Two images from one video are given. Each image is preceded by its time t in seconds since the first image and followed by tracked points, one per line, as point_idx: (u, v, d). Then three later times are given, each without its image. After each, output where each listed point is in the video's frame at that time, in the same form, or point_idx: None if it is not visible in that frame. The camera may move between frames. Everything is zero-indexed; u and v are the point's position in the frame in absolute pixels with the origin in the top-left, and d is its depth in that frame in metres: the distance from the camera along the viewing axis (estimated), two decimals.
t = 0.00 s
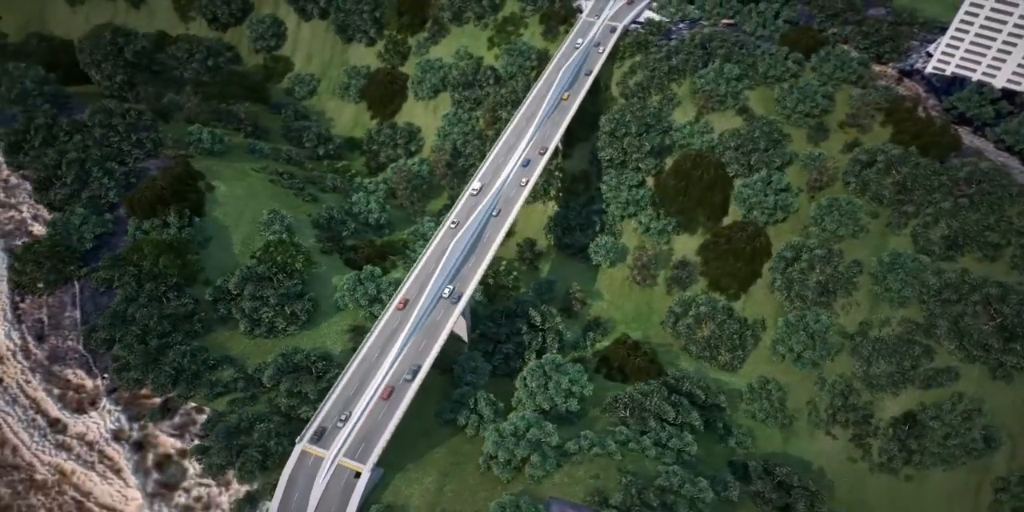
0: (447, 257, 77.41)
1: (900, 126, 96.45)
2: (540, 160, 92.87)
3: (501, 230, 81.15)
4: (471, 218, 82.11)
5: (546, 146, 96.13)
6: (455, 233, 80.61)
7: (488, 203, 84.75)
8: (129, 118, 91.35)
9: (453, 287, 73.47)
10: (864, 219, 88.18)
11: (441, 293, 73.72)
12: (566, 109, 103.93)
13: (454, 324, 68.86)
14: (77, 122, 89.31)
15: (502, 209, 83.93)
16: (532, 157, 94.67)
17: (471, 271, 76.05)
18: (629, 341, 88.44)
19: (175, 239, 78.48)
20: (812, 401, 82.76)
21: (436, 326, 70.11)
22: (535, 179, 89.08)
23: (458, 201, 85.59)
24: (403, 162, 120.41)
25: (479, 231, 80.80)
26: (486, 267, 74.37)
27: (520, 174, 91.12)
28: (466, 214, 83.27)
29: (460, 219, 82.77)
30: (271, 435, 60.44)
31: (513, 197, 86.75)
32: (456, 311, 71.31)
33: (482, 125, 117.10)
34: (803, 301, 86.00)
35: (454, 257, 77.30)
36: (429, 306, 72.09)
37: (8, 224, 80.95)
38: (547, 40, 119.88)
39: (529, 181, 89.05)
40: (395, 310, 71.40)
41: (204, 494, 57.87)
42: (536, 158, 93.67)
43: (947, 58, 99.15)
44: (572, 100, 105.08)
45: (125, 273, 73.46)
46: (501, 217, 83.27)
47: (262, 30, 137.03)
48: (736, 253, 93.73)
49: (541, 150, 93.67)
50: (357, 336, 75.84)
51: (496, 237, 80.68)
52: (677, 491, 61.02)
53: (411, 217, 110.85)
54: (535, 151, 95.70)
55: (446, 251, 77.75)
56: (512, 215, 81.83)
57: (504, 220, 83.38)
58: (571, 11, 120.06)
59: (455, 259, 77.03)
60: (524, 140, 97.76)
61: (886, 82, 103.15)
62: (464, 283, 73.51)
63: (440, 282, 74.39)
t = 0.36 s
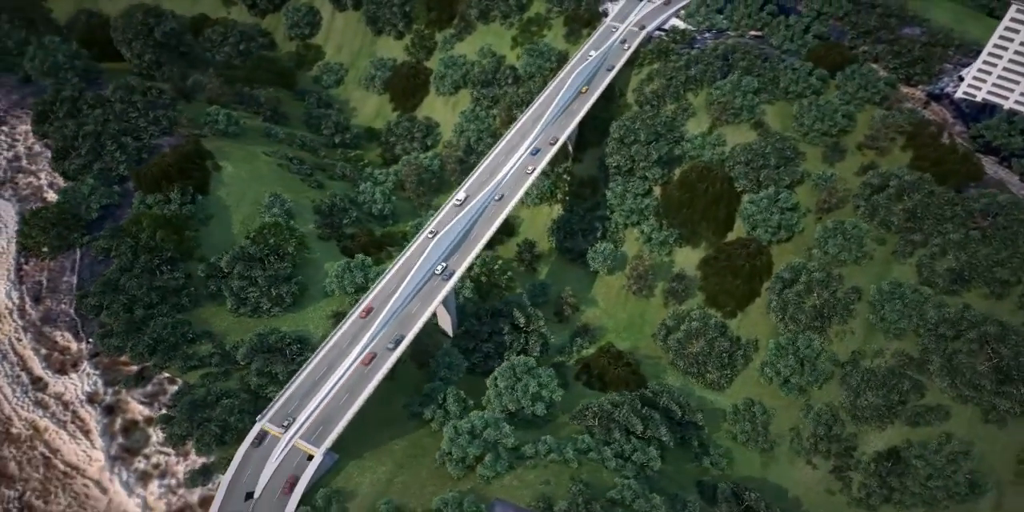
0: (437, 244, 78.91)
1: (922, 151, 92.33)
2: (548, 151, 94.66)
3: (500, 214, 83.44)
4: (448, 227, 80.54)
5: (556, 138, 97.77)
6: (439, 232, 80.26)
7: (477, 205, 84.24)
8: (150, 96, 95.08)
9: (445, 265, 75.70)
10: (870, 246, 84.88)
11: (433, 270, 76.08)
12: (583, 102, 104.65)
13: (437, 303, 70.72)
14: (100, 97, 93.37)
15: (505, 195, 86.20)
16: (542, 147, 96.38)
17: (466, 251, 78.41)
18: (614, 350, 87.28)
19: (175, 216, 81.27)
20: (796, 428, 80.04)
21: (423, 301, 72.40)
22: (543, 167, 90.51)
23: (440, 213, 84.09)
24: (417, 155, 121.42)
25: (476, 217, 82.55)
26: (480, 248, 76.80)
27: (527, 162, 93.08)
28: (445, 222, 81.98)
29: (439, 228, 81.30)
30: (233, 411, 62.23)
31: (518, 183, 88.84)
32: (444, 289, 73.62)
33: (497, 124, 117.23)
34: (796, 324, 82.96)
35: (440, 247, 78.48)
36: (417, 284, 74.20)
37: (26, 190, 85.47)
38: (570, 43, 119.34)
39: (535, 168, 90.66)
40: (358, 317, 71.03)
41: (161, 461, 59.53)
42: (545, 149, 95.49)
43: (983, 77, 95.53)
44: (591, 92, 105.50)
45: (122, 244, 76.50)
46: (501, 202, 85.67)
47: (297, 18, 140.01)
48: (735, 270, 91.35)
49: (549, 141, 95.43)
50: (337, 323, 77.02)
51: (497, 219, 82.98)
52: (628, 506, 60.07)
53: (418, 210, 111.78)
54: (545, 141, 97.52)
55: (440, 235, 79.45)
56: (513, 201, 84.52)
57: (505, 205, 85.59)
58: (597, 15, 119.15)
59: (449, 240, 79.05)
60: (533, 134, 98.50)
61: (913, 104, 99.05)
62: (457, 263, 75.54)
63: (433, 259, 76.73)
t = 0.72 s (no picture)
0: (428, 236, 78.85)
1: (936, 172, 89.02)
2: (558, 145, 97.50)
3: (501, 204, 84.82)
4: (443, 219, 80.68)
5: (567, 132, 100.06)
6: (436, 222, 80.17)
7: (473, 200, 83.50)
8: (168, 81, 98.05)
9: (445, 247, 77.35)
10: (871, 267, 82.40)
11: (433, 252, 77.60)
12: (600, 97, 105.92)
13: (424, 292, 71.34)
14: (121, 79, 96.71)
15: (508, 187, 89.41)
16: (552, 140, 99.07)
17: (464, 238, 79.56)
18: (601, 357, 86.49)
19: (177, 197, 83.52)
20: (780, 448, 78.27)
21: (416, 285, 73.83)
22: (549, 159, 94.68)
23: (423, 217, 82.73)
24: (429, 151, 122.17)
25: (472, 211, 82.20)
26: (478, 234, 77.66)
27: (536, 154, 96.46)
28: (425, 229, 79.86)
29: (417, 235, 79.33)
30: (207, 390, 63.84)
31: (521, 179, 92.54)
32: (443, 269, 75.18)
33: (509, 123, 117.24)
34: (788, 344, 81.24)
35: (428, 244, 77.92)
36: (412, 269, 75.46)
37: (42, 163, 88.83)
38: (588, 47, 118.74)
39: (542, 160, 94.39)
40: (325, 322, 70.08)
41: (134, 433, 61.41)
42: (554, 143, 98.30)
43: (1006, 101, 92.52)
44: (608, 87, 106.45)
45: (123, 222, 79.09)
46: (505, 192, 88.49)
47: (324, 9, 141.22)
48: (731, 284, 89.59)
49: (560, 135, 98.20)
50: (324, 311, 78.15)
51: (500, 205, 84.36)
52: None
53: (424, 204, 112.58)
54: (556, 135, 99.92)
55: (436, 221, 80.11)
56: (516, 191, 88.50)
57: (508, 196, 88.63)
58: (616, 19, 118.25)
59: (447, 227, 80.16)
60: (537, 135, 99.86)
61: (932, 124, 95.76)
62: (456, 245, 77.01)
63: (432, 242, 77.96)
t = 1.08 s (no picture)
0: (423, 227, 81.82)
1: (949, 197, 85.57)
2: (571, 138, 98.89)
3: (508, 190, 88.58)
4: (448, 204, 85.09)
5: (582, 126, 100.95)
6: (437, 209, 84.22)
7: (468, 197, 86.36)
8: (189, 64, 101.17)
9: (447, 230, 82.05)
10: (870, 292, 79.60)
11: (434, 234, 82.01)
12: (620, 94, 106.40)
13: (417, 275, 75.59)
14: (145, 59, 100.17)
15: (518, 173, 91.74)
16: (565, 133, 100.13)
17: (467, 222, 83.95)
18: (585, 363, 85.46)
19: (184, 178, 86.33)
20: (758, 471, 76.17)
21: (408, 271, 76.80)
22: (561, 151, 95.88)
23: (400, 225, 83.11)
24: (442, 146, 122.75)
25: (467, 207, 85.12)
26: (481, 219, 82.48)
27: (548, 145, 97.95)
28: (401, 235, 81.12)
29: (392, 240, 80.65)
30: (183, 366, 65.66)
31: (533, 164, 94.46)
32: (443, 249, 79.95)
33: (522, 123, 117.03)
34: (776, 364, 79.16)
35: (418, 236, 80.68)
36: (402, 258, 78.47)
37: (63, 137, 92.99)
38: (607, 51, 117.85)
39: (554, 151, 95.91)
40: (288, 321, 70.44)
41: (110, 402, 63.77)
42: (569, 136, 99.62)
43: None
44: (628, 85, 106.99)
45: (129, 199, 82.05)
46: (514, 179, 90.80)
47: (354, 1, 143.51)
48: (724, 299, 87.58)
49: (574, 129, 99.25)
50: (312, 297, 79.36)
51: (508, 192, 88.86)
52: None
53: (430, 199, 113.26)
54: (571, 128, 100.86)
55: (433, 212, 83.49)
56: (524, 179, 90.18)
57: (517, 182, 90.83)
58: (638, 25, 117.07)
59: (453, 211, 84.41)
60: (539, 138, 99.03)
61: (952, 148, 92.17)
62: (457, 229, 81.68)
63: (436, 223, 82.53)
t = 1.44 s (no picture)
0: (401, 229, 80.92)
1: (959, 225, 82.27)
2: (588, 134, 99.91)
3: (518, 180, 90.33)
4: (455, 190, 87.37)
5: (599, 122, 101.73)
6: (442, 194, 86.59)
7: (467, 191, 87.47)
8: (211, 49, 104.25)
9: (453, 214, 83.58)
10: (863, 317, 77.15)
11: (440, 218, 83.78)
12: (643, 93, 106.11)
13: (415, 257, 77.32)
14: (170, 42, 103.56)
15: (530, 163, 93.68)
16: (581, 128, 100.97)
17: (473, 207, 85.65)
18: (568, 368, 84.86)
19: (193, 159, 89.14)
20: (731, 491, 74.56)
21: (389, 266, 77.05)
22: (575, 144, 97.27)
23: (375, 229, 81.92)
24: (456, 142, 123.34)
25: (468, 198, 86.71)
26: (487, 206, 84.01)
27: (563, 138, 98.95)
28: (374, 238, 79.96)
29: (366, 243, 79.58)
30: (165, 340, 68.07)
31: (546, 155, 95.83)
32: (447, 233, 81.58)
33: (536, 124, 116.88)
34: (759, 384, 77.44)
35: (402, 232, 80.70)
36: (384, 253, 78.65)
37: (86, 113, 96.94)
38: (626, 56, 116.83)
39: (567, 145, 96.87)
40: (250, 319, 70.75)
41: (92, 370, 66.72)
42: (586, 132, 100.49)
43: None
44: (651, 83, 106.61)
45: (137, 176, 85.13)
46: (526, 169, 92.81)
47: None
48: (717, 313, 85.86)
49: (590, 125, 99.94)
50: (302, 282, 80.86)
51: (515, 184, 90.60)
52: None
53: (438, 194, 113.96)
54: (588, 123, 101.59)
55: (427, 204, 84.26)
56: (535, 169, 91.54)
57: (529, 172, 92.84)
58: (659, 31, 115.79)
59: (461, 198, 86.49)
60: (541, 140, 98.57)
61: (969, 174, 88.52)
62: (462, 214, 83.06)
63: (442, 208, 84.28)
